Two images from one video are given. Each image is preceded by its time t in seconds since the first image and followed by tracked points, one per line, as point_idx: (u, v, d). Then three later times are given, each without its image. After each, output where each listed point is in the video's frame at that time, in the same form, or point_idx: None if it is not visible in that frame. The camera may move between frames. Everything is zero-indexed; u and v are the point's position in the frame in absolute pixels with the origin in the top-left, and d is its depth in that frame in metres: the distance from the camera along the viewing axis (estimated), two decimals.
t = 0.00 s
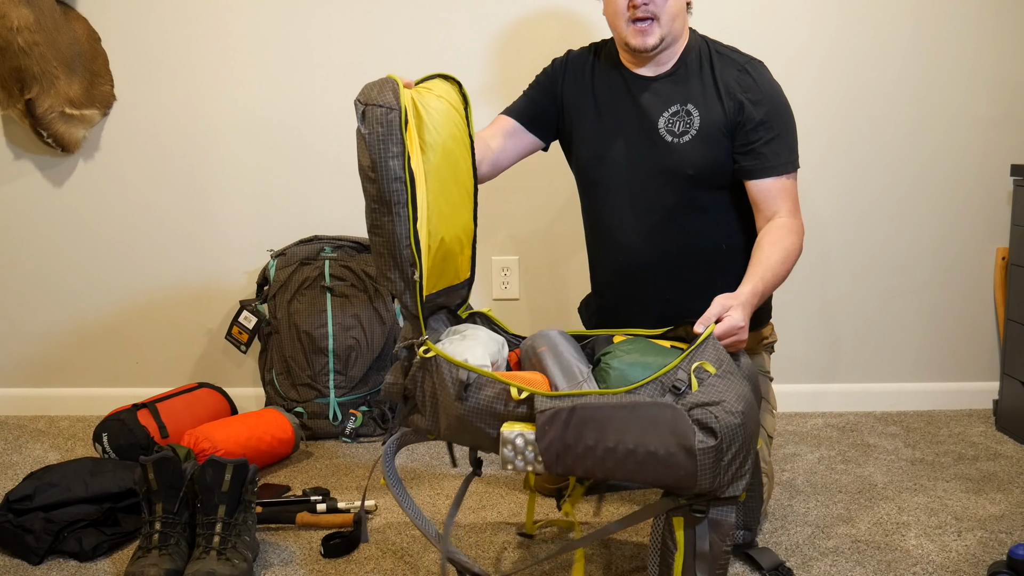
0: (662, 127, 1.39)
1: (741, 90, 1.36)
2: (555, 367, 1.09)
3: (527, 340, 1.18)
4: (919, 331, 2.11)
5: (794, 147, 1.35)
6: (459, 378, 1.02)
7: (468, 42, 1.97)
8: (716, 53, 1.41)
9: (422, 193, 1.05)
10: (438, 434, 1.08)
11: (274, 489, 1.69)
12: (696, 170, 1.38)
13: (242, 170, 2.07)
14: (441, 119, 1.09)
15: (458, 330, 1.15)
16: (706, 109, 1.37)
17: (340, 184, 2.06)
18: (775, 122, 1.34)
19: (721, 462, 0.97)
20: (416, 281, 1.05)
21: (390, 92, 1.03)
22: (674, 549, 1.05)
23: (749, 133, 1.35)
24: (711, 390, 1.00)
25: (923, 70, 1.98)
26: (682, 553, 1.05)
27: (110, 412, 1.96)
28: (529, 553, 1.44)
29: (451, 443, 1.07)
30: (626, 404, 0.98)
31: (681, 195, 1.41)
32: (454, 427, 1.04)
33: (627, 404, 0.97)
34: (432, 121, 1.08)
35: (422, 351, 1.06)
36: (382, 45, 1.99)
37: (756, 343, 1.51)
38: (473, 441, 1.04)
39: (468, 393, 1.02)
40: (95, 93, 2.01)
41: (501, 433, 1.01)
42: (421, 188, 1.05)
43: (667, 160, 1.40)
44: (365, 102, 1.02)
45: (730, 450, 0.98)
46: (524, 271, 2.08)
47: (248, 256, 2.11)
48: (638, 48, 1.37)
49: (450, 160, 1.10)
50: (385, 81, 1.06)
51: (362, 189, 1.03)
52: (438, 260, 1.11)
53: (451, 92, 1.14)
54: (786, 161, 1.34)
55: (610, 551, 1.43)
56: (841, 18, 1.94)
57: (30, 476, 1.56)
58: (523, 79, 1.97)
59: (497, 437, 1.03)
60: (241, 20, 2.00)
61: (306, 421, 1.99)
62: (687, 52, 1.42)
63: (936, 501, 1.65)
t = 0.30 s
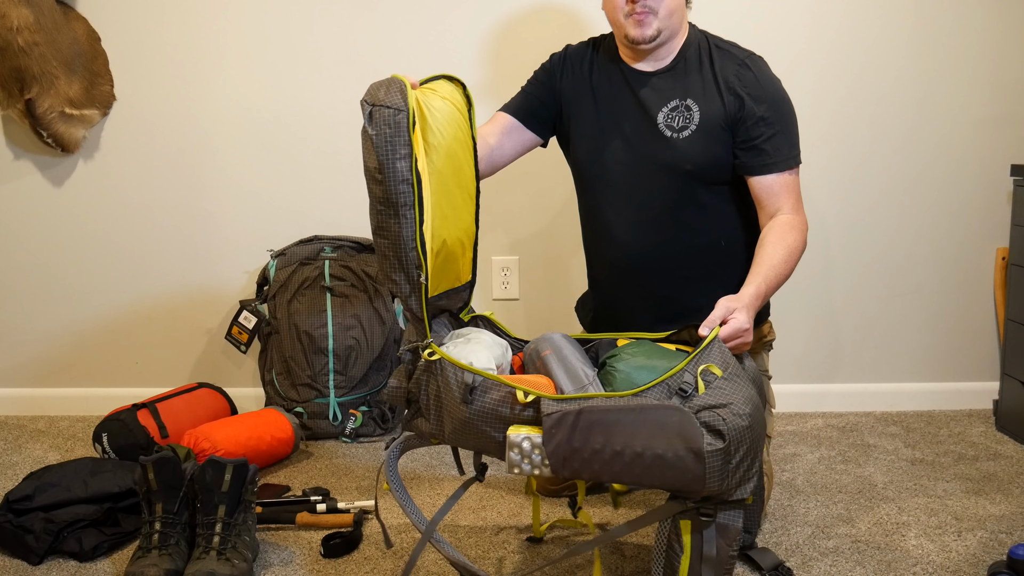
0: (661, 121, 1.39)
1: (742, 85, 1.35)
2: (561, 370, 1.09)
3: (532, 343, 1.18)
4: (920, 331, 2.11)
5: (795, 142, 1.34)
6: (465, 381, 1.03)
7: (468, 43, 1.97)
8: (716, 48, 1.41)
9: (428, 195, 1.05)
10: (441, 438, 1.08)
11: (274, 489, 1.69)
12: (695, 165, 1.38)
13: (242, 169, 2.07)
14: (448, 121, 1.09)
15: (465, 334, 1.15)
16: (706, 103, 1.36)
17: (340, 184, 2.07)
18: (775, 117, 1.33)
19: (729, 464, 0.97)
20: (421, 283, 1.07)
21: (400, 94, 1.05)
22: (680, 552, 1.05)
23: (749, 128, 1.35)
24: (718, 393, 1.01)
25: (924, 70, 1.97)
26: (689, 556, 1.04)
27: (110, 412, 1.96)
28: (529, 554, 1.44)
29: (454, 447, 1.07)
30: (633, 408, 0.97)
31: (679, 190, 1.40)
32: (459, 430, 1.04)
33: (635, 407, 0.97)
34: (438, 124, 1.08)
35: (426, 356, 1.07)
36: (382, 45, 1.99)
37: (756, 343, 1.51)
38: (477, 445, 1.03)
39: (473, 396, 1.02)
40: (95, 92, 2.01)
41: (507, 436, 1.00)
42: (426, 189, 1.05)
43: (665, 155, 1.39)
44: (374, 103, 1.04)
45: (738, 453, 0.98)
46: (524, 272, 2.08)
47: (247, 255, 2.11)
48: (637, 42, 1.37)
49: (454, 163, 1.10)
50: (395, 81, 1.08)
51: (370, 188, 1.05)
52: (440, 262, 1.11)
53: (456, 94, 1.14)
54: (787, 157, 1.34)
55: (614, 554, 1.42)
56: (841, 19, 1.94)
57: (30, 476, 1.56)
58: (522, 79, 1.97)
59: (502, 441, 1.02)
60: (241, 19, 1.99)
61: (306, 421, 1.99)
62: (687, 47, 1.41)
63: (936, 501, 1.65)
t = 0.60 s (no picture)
0: (713, 107, 1.30)
1: (800, 76, 1.28)
2: (572, 360, 1.08)
3: (542, 330, 1.17)
4: (920, 331, 2.11)
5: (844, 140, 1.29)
6: (475, 369, 1.01)
7: (468, 43, 1.97)
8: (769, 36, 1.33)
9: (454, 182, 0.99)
10: (450, 426, 1.06)
11: (274, 489, 1.69)
12: (745, 155, 1.30)
13: (242, 169, 2.07)
14: (479, 106, 1.01)
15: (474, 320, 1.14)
16: (762, 92, 1.29)
17: (340, 184, 2.07)
18: (827, 112, 1.28)
19: (741, 461, 0.97)
20: (440, 271, 1.02)
21: (436, 73, 0.98)
22: (690, 549, 1.05)
23: (799, 122, 1.29)
24: (730, 388, 1.00)
25: (925, 70, 1.97)
26: (698, 553, 1.05)
27: (110, 412, 1.96)
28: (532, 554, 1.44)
29: (464, 435, 1.06)
30: (648, 401, 0.97)
31: (723, 180, 1.32)
32: (469, 419, 1.03)
33: (648, 402, 0.97)
34: (470, 108, 1.00)
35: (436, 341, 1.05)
36: (382, 44, 1.99)
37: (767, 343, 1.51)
38: (487, 433, 1.03)
39: (484, 385, 1.01)
40: (95, 92, 2.01)
41: (519, 427, 0.99)
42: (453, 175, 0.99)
43: (716, 141, 1.30)
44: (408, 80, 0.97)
45: (750, 450, 0.98)
46: (524, 271, 2.08)
47: (248, 255, 2.11)
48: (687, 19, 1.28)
49: (482, 149, 1.03)
50: (429, 58, 1.00)
51: (398, 167, 0.98)
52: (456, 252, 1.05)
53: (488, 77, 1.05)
54: (836, 154, 1.29)
55: (621, 557, 1.42)
56: (842, 18, 1.94)
57: (30, 476, 1.56)
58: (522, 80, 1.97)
59: (513, 431, 1.02)
60: (240, 19, 1.99)
61: (306, 421, 1.99)
62: (739, 32, 1.33)
63: (936, 501, 1.65)
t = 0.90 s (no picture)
0: (723, 92, 1.33)
1: (802, 61, 1.33)
2: (564, 353, 1.06)
3: (531, 325, 1.14)
4: (921, 330, 2.11)
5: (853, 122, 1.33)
6: (466, 363, 1.00)
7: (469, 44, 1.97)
8: (775, 21, 1.37)
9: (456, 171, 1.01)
10: (443, 420, 1.07)
11: (274, 489, 1.69)
12: (761, 140, 1.32)
13: (242, 169, 2.07)
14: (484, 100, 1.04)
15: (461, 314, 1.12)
16: (770, 79, 1.33)
17: (341, 185, 2.07)
18: (835, 96, 1.32)
19: (737, 448, 0.97)
20: (436, 262, 1.04)
21: (446, 65, 1.00)
22: (688, 542, 1.05)
23: (806, 108, 1.33)
24: (723, 375, 1.00)
25: (926, 70, 1.97)
26: (697, 546, 1.04)
27: (111, 412, 1.96)
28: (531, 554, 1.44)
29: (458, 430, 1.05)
30: (641, 390, 0.96)
31: (738, 165, 1.33)
32: (460, 413, 1.02)
33: (642, 391, 0.96)
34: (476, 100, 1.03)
35: (428, 333, 1.04)
36: (383, 44, 1.99)
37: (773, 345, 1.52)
38: (480, 427, 1.02)
39: (475, 378, 1.00)
40: (95, 92, 2.00)
41: (510, 421, 0.99)
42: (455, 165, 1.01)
43: (731, 126, 1.32)
44: (417, 69, 0.99)
45: (746, 436, 0.98)
46: (524, 271, 2.08)
47: (248, 255, 2.11)
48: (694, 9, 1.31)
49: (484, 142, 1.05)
50: (439, 49, 1.03)
51: (401, 155, 1.00)
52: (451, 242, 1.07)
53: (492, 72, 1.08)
54: (844, 137, 1.31)
55: (623, 557, 1.41)
56: (842, 18, 1.94)
57: (30, 476, 1.56)
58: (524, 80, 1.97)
59: (505, 424, 1.01)
60: (241, 19, 1.99)
61: (306, 421, 1.99)
62: (745, 18, 1.37)
63: (936, 501, 1.65)
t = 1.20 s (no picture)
0: (638, 86, 1.29)
1: (724, 50, 1.29)
2: (533, 344, 1.06)
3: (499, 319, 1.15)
4: (921, 330, 2.11)
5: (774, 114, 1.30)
6: (433, 356, 1.00)
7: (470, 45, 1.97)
8: (693, 14, 1.33)
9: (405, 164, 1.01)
10: (412, 417, 1.06)
11: (275, 489, 1.69)
12: (678, 138, 1.28)
13: (242, 169, 2.07)
14: (427, 89, 1.04)
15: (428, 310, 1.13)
16: (687, 69, 1.28)
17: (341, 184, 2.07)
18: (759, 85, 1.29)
19: (710, 435, 0.97)
20: (395, 255, 1.04)
21: (385, 56, 1.00)
22: (665, 531, 1.06)
23: (734, 98, 1.29)
24: (695, 361, 1.01)
25: (925, 70, 1.98)
26: (673, 535, 1.05)
27: (110, 412, 1.96)
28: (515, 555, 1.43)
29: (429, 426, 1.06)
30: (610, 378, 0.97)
31: (655, 160, 1.29)
32: (428, 408, 1.02)
33: (613, 379, 0.97)
34: (418, 91, 1.03)
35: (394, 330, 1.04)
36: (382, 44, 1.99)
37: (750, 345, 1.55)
38: (450, 422, 1.02)
39: (443, 372, 1.00)
40: (95, 93, 2.01)
41: (480, 413, 0.99)
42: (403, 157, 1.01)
43: (647, 121, 1.28)
44: (357, 63, 0.98)
45: (719, 423, 0.98)
46: (524, 271, 2.08)
47: (247, 254, 2.11)
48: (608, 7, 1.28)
49: (430, 132, 1.05)
50: (379, 42, 1.02)
51: (348, 151, 1.00)
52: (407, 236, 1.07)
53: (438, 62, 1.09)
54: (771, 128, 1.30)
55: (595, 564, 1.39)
56: (840, 18, 1.94)
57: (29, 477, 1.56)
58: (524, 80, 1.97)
59: (474, 418, 1.01)
60: (242, 19, 1.99)
61: (306, 421, 1.98)
62: (662, 12, 1.33)
63: (936, 501, 1.65)
